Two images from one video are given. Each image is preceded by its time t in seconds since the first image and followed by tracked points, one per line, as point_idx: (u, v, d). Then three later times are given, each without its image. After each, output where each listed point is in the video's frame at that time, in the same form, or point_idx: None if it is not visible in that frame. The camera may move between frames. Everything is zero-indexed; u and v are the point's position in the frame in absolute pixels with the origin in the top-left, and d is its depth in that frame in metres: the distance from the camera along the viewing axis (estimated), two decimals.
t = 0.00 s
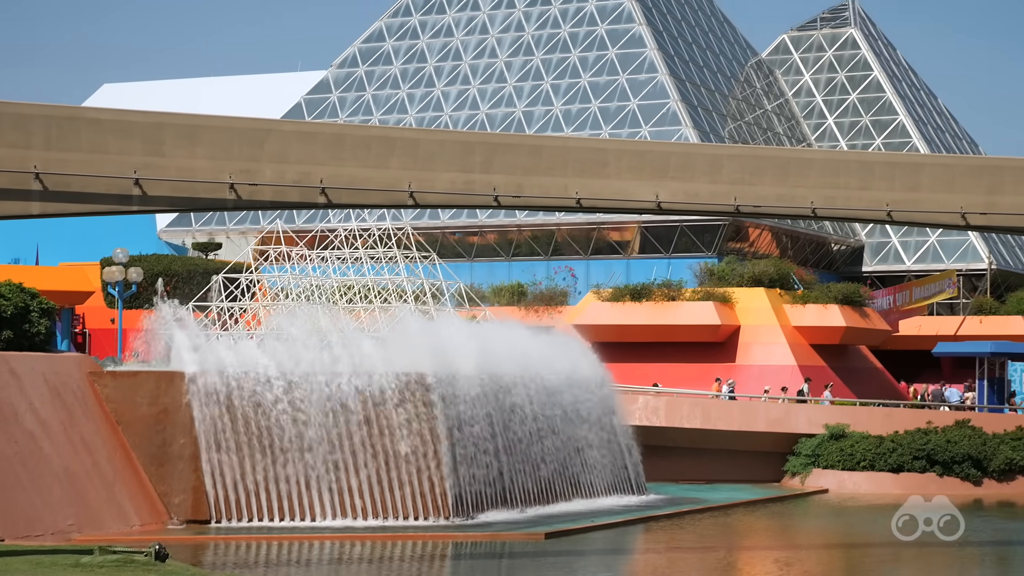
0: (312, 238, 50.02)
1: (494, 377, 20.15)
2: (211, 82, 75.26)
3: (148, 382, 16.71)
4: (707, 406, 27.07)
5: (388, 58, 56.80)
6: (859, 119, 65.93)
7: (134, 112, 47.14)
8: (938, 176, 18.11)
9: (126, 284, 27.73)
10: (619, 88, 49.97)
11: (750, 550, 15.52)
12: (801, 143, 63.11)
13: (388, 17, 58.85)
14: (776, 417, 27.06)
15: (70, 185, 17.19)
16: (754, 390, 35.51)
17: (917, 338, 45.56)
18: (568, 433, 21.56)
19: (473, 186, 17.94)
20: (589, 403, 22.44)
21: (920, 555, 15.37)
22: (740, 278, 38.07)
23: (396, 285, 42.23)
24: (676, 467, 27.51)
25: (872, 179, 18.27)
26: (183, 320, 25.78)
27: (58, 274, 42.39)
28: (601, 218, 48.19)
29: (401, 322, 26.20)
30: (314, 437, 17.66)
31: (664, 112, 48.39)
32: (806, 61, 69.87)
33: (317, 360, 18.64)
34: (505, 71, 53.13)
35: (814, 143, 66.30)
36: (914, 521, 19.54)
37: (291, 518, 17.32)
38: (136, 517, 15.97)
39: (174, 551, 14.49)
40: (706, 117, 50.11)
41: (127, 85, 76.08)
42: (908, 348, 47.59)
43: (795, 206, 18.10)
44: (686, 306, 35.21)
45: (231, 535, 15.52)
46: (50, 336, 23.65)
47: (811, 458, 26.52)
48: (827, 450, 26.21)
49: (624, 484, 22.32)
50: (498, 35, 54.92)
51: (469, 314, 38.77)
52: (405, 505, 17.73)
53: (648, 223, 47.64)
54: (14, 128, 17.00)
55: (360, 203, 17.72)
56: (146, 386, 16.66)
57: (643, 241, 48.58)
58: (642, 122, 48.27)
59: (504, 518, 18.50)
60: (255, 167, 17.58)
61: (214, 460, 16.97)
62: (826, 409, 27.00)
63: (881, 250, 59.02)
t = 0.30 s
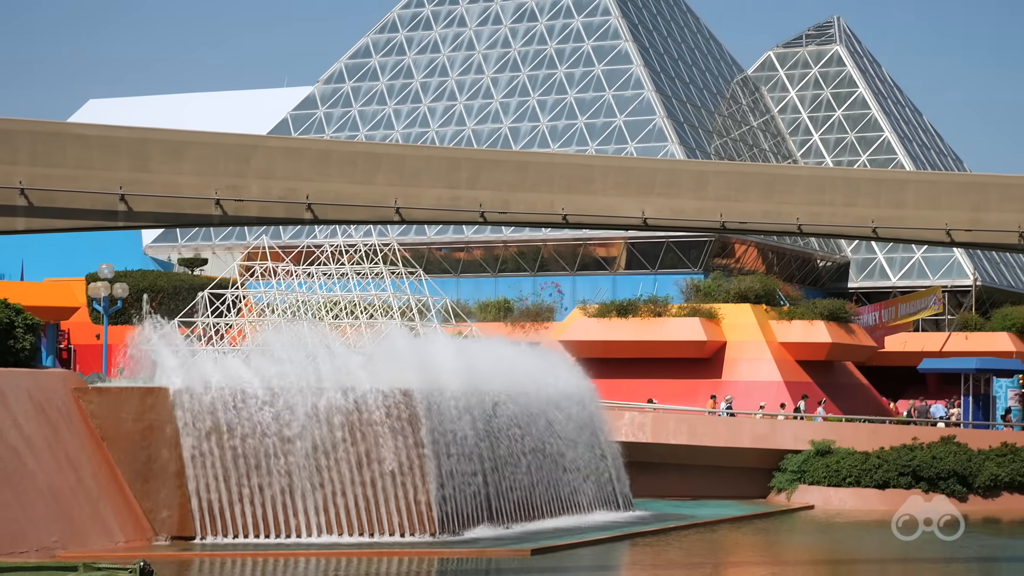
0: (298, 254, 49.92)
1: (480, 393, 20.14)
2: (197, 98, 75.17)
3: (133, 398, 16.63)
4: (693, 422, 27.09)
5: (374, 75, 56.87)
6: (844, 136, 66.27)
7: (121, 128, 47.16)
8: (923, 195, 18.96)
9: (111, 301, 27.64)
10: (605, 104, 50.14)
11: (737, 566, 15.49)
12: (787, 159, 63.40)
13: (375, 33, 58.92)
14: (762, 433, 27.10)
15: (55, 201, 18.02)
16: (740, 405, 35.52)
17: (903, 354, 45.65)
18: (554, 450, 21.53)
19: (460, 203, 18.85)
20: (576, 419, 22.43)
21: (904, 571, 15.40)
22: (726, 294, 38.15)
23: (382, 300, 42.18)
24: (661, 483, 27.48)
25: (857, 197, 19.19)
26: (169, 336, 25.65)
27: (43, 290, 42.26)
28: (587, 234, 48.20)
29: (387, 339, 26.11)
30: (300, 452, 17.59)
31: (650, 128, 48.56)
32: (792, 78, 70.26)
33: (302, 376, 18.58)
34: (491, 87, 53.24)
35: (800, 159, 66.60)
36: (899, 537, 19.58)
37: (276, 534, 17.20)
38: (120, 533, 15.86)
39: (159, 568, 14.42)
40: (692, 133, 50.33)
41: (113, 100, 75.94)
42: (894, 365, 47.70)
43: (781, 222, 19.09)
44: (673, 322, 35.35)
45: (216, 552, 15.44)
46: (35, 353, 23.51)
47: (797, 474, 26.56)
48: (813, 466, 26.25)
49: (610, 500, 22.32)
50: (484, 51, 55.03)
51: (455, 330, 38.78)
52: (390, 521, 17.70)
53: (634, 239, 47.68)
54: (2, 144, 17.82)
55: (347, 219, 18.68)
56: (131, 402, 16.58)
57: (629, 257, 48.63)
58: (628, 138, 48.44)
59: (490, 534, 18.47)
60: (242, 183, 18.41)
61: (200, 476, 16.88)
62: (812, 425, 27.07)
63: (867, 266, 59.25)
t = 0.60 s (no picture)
0: (284, 269, 49.81)
1: (465, 408, 20.09)
2: (183, 114, 75.12)
3: (118, 414, 16.49)
4: (679, 437, 27.22)
5: (360, 90, 56.94)
6: (830, 152, 66.61)
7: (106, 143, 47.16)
8: (907, 212, 20.32)
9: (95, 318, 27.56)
10: (591, 120, 50.32)
11: None
12: (773, 175, 63.67)
13: (361, 48, 59.01)
14: (747, 449, 27.22)
15: (39, 216, 19.36)
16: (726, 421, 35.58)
17: (888, 370, 45.96)
18: (539, 465, 21.49)
19: (446, 219, 20.22)
20: (561, 434, 22.42)
21: None
22: (712, 309, 38.21)
23: (368, 316, 42.13)
24: (646, 499, 27.43)
25: (842, 213, 20.47)
26: (154, 351, 25.52)
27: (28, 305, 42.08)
28: (573, 249, 48.30)
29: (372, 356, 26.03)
30: (285, 468, 17.52)
31: (636, 144, 48.75)
32: (777, 95, 70.63)
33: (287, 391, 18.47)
34: (477, 102, 53.35)
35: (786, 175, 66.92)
36: (885, 553, 19.65)
37: (260, 550, 17.17)
38: (104, 549, 15.78)
39: None
40: (677, 149, 50.58)
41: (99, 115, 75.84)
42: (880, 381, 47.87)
43: (766, 238, 20.42)
44: (659, 337, 35.41)
45: (200, 568, 15.36)
46: (18, 367, 23.34)
47: (782, 490, 26.56)
48: (798, 482, 26.26)
49: (594, 516, 22.33)
50: (470, 67, 55.14)
51: (440, 346, 38.75)
52: (376, 537, 17.60)
53: (619, 254, 47.76)
54: None
55: (332, 234, 20.05)
56: (116, 418, 16.44)
57: (615, 273, 48.67)
58: (614, 154, 48.64)
59: (476, 550, 18.43)
60: (227, 200, 19.79)
61: (184, 491, 16.80)
62: (799, 441, 27.13)
63: (852, 282, 59.52)
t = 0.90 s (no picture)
0: (271, 283, 49.73)
1: (452, 423, 20.08)
2: (170, 128, 75.11)
3: (104, 430, 15.94)
4: (665, 452, 27.21)
5: (347, 105, 57.00)
6: (816, 167, 66.90)
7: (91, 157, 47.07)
8: (892, 228, 20.45)
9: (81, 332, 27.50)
10: (577, 135, 50.52)
11: None
12: (758, 190, 63.89)
13: (347, 63, 59.05)
14: (733, 464, 27.25)
15: (24, 230, 19.39)
16: (712, 436, 35.63)
17: (873, 384, 46.17)
18: (526, 480, 21.48)
19: (432, 233, 20.26)
20: (547, 448, 22.44)
21: None
22: (699, 324, 38.28)
23: (354, 330, 42.02)
24: (631, 513, 27.50)
25: (827, 228, 20.56)
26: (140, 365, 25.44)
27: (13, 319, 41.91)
28: (559, 264, 48.35)
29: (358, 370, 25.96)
30: (272, 485, 17.48)
31: (622, 159, 48.88)
32: (763, 110, 70.95)
33: (273, 406, 18.32)
34: (463, 117, 53.45)
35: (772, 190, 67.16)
36: (871, 568, 19.68)
37: (248, 566, 16.95)
38: (89, 567, 14.99)
39: None
40: (663, 164, 50.71)
41: (85, 129, 75.70)
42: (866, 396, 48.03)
43: (753, 254, 20.54)
44: (645, 351, 35.47)
45: None
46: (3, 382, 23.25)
47: (768, 504, 26.64)
48: (784, 497, 26.34)
49: (579, 532, 22.39)
50: (457, 82, 55.24)
51: (427, 361, 38.70)
52: (363, 552, 17.56)
53: (605, 269, 47.82)
54: None
55: (320, 248, 20.06)
56: (102, 433, 15.87)
57: (601, 288, 48.71)
58: (600, 169, 48.75)
59: (462, 565, 18.46)
60: (213, 214, 19.79)
61: (170, 508, 16.53)
62: (785, 456, 27.19)
63: (838, 297, 59.74)
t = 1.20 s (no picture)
0: (258, 296, 49.63)
1: (440, 437, 20.14)
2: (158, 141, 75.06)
3: (90, 441, 14.80)
4: (653, 466, 27.21)
5: (335, 118, 57.06)
6: (803, 181, 67.14)
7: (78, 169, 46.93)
8: (879, 243, 20.55)
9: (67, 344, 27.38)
10: (565, 149, 50.60)
11: None
12: (746, 204, 64.04)
13: (336, 76, 59.13)
14: (721, 478, 27.27)
15: (12, 243, 19.27)
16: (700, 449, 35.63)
17: (861, 399, 46.30)
18: (515, 494, 21.52)
19: (421, 246, 20.29)
20: (537, 460, 22.40)
21: None
22: (686, 338, 38.33)
23: (343, 344, 41.88)
24: (618, 527, 27.52)
25: (814, 243, 20.67)
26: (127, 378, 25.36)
27: None
28: (547, 278, 48.42)
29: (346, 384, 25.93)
30: (262, 503, 16.96)
31: (610, 173, 48.98)
32: (750, 124, 71.24)
33: (261, 419, 17.91)
34: (451, 131, 53.53)
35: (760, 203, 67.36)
36: None
37: None
38: None
39: None
40: (651, 178, 50.85)
41: (73, 141, 75.50)
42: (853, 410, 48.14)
43: (741, 267, 20.62)
44: (633, 365, 35.48)
45: None
46: None
47: (756, 519, 26.66)
48: (772, 511, 26.39)
49: (569, 546, 22.37)
50: (445, 95, 55.34)
51: (415, 374, 38.61)
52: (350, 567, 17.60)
53: (593, 283, 47.90)
54: None
55: (307, 262, 20.06)
56: (88, 445, 14.75)
57: (589, 301, 48.77)
58: (588, 183, 48.83)
59: None
60: (201, 227, 19.77)
61: (157, 523, 15.52)
62: (771, 470, 27.25)
63: (826, 311, 59.92)
